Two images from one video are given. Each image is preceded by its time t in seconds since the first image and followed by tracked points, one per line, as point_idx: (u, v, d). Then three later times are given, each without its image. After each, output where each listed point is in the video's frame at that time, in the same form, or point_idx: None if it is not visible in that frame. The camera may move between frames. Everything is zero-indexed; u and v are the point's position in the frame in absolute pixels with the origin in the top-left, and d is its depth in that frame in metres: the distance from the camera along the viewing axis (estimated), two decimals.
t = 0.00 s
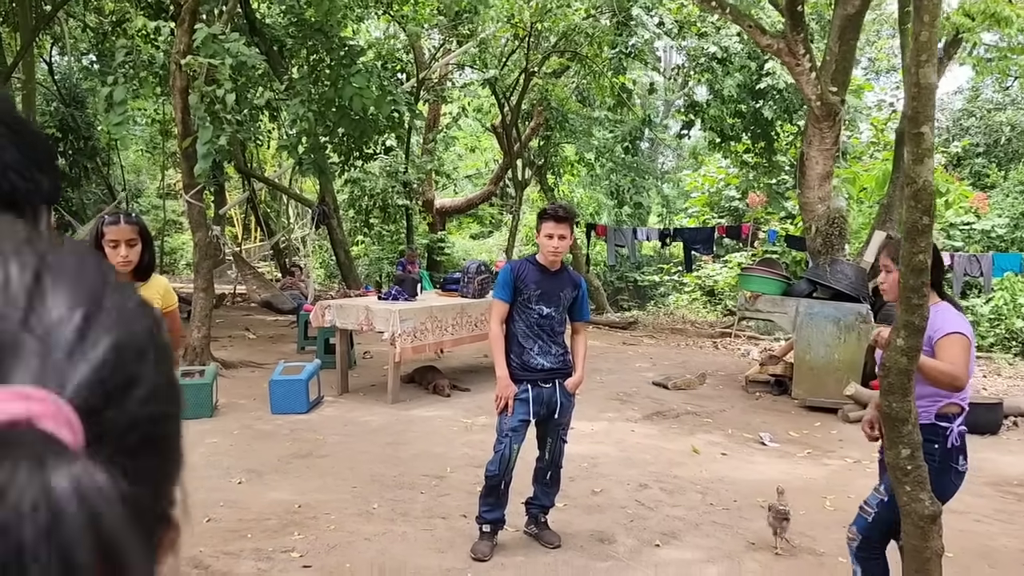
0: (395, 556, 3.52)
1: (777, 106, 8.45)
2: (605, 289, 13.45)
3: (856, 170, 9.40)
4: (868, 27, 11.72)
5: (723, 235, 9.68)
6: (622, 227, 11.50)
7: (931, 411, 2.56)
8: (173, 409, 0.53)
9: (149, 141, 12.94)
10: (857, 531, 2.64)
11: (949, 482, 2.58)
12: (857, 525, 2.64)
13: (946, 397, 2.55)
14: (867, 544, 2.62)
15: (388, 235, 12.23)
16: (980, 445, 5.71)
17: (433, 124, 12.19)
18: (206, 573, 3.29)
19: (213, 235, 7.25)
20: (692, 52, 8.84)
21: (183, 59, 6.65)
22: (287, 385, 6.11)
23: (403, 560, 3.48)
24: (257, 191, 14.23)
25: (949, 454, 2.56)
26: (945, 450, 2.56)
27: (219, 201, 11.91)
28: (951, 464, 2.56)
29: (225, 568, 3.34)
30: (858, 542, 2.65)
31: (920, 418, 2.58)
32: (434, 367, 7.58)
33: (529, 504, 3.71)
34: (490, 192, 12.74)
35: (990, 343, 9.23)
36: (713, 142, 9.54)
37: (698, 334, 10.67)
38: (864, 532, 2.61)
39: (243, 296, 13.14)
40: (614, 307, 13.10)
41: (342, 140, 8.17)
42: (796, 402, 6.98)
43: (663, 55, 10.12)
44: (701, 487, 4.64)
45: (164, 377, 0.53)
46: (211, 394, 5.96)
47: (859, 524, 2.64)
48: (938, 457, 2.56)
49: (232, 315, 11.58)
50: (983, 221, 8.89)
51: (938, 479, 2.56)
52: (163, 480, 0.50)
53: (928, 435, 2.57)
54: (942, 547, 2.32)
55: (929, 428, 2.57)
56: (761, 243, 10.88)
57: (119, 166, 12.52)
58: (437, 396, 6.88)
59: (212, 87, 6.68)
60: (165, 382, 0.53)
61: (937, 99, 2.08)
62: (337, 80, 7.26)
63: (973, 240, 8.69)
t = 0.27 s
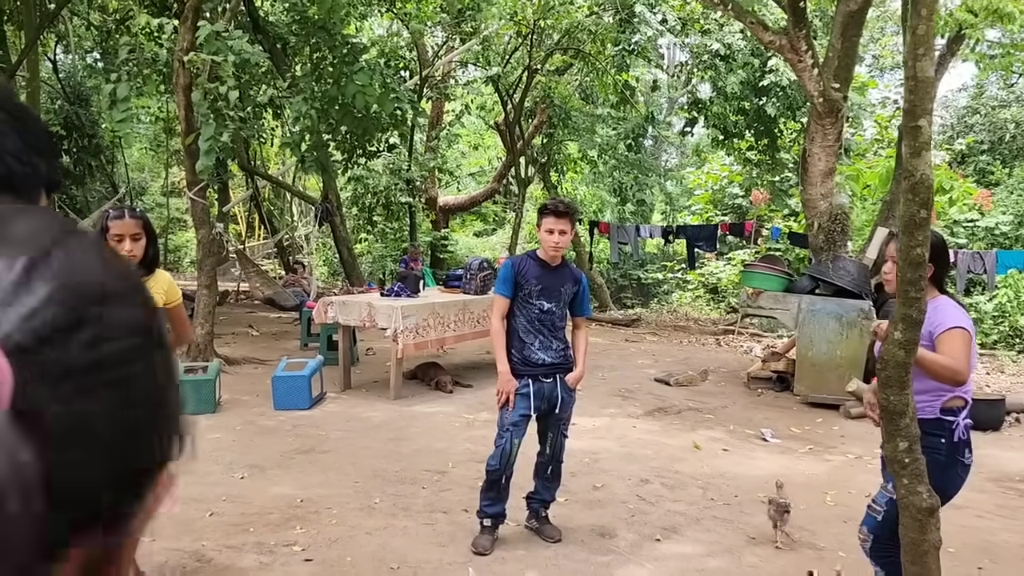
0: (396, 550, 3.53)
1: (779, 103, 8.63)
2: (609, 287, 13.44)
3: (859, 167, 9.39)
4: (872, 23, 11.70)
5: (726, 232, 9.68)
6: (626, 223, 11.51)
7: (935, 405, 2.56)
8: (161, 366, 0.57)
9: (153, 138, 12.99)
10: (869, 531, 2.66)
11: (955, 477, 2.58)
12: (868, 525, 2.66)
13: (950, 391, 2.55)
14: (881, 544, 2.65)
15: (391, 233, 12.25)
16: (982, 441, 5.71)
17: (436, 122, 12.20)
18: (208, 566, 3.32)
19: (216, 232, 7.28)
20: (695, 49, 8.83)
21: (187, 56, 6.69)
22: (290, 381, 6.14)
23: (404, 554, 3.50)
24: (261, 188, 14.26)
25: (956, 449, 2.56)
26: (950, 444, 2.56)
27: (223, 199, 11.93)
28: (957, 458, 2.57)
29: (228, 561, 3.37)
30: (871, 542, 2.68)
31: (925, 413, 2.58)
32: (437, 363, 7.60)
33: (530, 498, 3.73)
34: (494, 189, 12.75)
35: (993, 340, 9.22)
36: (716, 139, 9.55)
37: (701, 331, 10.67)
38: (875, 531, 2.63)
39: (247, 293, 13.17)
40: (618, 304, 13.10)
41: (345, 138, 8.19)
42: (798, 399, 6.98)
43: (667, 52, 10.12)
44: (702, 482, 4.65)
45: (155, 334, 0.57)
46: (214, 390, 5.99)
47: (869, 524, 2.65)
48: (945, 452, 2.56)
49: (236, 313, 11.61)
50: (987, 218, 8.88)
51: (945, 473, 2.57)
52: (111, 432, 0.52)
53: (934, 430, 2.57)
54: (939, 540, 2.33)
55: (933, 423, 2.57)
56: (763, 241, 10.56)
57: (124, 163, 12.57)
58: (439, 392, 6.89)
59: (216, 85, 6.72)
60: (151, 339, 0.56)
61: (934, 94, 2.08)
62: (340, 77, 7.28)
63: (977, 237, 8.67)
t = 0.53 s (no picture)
0: (397, 546, 3.55)
1: (781, 101, 8.65)
2: (611, 285, 13.44)
3: (862, 165, 9.39)
4: (874, 21, 11.68)
5: (729, 230, 9.68)
6: (628, 221, 11.52)
7: (935, 404, 2.57)
8: (133, 334, 0.58)
9: (157, 136, 13.04)
10: (870, 528, 2.67)
11: (956, 475, 2.58)
12: (869, 522, 2.67)
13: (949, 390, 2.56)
14: (881, 541, 2.66)
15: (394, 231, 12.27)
16: (983, 439, 5.71)
17: (439, 120, 12.22)
18: (210, 561, 3.34)
19: (219, 229, 7.31)
20: (698, 47, 8.83)
21: (190, 55, 6.72)
22: (292, 379, 6.16)
23: (405, 550, 3.52)
24: (265, 186, 14.29)
25: (957, 447, 2.57)
26: (950, 443, 2.57)
27: (226, 196, 11.96)
28: (958, 457, 2.57)
29: (230, 557, 3.39)
30: (872, 539, 2.69)
31: (925, 412, 2.59)
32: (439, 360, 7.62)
33: (530, 495, 3.74)
34: (496, 187, 12.76)
35: (996, 338, 9.21)
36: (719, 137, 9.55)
37: (703, 329, 10.67)
38: (876, 529, 2.64)
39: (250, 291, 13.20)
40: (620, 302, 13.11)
41: (348, 135, 8.23)
42: (799, 396, 6.99)
43: (669, 50, 10.11)
44: (702, 479, 4.67)
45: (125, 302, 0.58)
46: (216, 387, 6.01)
47: (871, 521, 2.66)
48: (946, 451, 2.57)
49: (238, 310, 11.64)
50: (990, 216, 8.87)
51: (946, 472, 2.57)
52: (68, 366, 0.51)
53: (934, 428, 2.58)
54: (936, 536, 2.34)
55: (932, 422, 2.58)
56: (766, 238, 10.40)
57: (128, 161, 12.61)
58: (441, 389, 6.91)
59: (219, 83, 6.75)
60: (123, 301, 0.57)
61: (930, 92, 2.10)
62: (343, 76, 7.30)
63: (979, 235, 8.66)
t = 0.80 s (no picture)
0: (396, 540, 3.57)
1: (783, 98, 8.64)
2: (612, 282, 13.42)
3: (863, 162, 9.36)
4: (876, 17, 11.65)
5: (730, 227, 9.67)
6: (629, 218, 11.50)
7: (927, 397, 2.58)
8: (131, 342, 0.62)
9: (157, 134, 13.04)
10: (874, 525, 2.68)
11: (952, 468, 2.60)
12: (873, 520, 2.68)
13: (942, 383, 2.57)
14: (884, 538, 2.67)
15: (394, 228, 12.25)
16: (982, 435, 5.72)
17: (440, 117, 12.20)
18: (210, 556, 3.35)
19: (219, 226, 7.31)
20: (699, 44, 8.79)
21: (190, 51, 6.72)
22: (292, 375, 6.17)
23: (404, 544, 3.53)
24: (265, 183, 14.28)
25: (950, 440, 2.58)
26: (944, 436, 2.58)
27: (226, 193, 11.95)
28: (952, 450, 2.59)
29: (229, 552, 3.40)
30: (876, 536, 2.70)
31: (917, 405, 2.60)
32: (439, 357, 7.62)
33: (529, 490, 3.75)
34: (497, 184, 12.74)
35: (997, 336, 9.20)
36: (720, 134, 9.52)
37: (703, 326, 10.67)
38: (879, 526, 2.65)
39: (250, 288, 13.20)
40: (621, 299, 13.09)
41: (349, 132, 8.22)
42: (799, 393, 6.99)
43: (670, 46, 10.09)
44: (700, 475, 4.68)
45: (127, 316, 0.63)
46: (216, 383, 6.02)
47: (874, 519, 2.68)
48: (939, 444, 2.58)
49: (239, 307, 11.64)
50: (991, 213, 8.85)
51: (940, 464, 2.59)
52: (58, 367, 0.55)
53: (927, 422, 2.59)
54: (931, 530, 2.35)
55: (927, 415, 2.58)
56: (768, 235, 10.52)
57: (128, 158, 12.61)
58: (441, 386, 6.92)
59: (218, 79, 6.75)
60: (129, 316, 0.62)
61: (926, 87, 2.10)
62: (343, 72, 7.29)
63: (981, 232, 8.63)
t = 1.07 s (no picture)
0: (391, 538, 3.57)
1: (780, 95, 8.58)
2: (610, 279, 13.42)
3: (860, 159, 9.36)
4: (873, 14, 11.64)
5: (726, 224, 9.68)
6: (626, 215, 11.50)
7: (919, 393, 2.59)
8: (118, 356, 0.60)
9: (154, 131, 13.00)
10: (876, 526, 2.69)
11: (946, 463, 2.61)
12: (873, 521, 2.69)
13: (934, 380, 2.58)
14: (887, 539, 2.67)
15: (391, 225, 12.23)
16: (977, 433, 5.73)
17: (437, 114, 12.18)
18: (205, 553, 3.35)
19: (215, 223, 7.30)
20: (697, 41, 8.78)
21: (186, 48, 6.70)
22: (288, 372, 6.16)
23: (399, 542, 3.54)
24: (262, 180, 14.25)
25: (943, 434, 2.59)
26: (937, 431, 2.59)
27: (223, 190, 11.93)
28: (945, 444, 2.60)
29: (224, 549, 3.40)
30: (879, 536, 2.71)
31: (909, 401, 2.61)
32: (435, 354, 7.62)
33: (524, 488, 3.76)
34: (494, 181, 12.73)
35: (993, 333, 9.21)
36: (717, 132, 9.52)
37: (700, 323, 10.67)
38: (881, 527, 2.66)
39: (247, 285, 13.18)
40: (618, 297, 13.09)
41: (345, 129, 8.21)
42: (795, 390, 7.00)
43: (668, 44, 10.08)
44: (696, 472, 4.68)
45: (114, 326, 0.60)
46: (212, 381, 6.02)
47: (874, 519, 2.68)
48: (932, 439, 2.59)
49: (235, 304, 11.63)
50: (988, 211, 8.85)
51: (934, 459, 2.60)
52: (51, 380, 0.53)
53: (920, 416, 2.60)
54: (924, 527, 2.36)
55: (919, 410, 2.59)
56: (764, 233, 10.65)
57: (125, 155, 12.58)
58: (437, 383, 6.92)
59: (214, 76, 6.73)
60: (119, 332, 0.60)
61: (919, 84, 2.09)
62: (339, 69, 7.27)
63: (977, 229, 8.63)
